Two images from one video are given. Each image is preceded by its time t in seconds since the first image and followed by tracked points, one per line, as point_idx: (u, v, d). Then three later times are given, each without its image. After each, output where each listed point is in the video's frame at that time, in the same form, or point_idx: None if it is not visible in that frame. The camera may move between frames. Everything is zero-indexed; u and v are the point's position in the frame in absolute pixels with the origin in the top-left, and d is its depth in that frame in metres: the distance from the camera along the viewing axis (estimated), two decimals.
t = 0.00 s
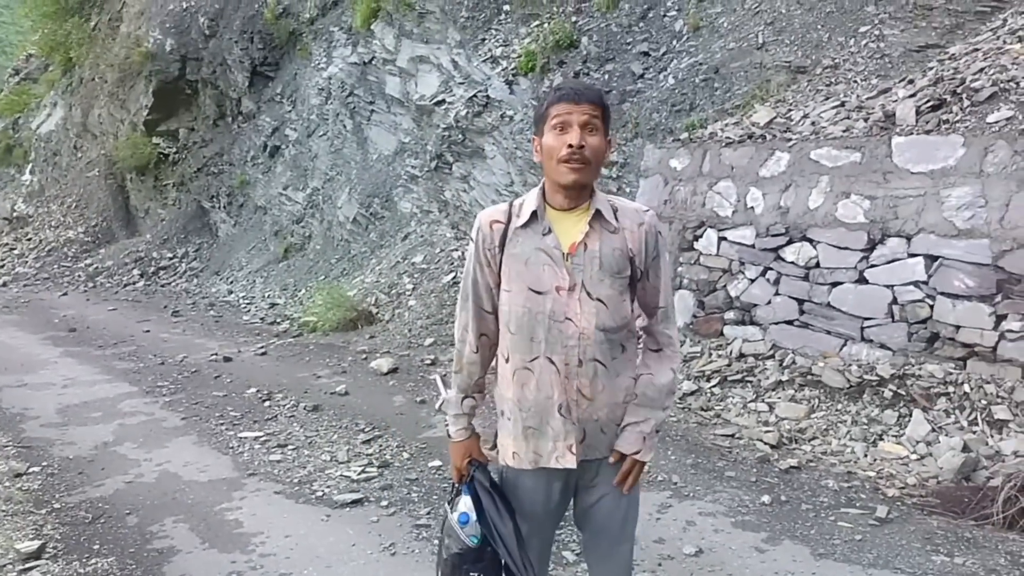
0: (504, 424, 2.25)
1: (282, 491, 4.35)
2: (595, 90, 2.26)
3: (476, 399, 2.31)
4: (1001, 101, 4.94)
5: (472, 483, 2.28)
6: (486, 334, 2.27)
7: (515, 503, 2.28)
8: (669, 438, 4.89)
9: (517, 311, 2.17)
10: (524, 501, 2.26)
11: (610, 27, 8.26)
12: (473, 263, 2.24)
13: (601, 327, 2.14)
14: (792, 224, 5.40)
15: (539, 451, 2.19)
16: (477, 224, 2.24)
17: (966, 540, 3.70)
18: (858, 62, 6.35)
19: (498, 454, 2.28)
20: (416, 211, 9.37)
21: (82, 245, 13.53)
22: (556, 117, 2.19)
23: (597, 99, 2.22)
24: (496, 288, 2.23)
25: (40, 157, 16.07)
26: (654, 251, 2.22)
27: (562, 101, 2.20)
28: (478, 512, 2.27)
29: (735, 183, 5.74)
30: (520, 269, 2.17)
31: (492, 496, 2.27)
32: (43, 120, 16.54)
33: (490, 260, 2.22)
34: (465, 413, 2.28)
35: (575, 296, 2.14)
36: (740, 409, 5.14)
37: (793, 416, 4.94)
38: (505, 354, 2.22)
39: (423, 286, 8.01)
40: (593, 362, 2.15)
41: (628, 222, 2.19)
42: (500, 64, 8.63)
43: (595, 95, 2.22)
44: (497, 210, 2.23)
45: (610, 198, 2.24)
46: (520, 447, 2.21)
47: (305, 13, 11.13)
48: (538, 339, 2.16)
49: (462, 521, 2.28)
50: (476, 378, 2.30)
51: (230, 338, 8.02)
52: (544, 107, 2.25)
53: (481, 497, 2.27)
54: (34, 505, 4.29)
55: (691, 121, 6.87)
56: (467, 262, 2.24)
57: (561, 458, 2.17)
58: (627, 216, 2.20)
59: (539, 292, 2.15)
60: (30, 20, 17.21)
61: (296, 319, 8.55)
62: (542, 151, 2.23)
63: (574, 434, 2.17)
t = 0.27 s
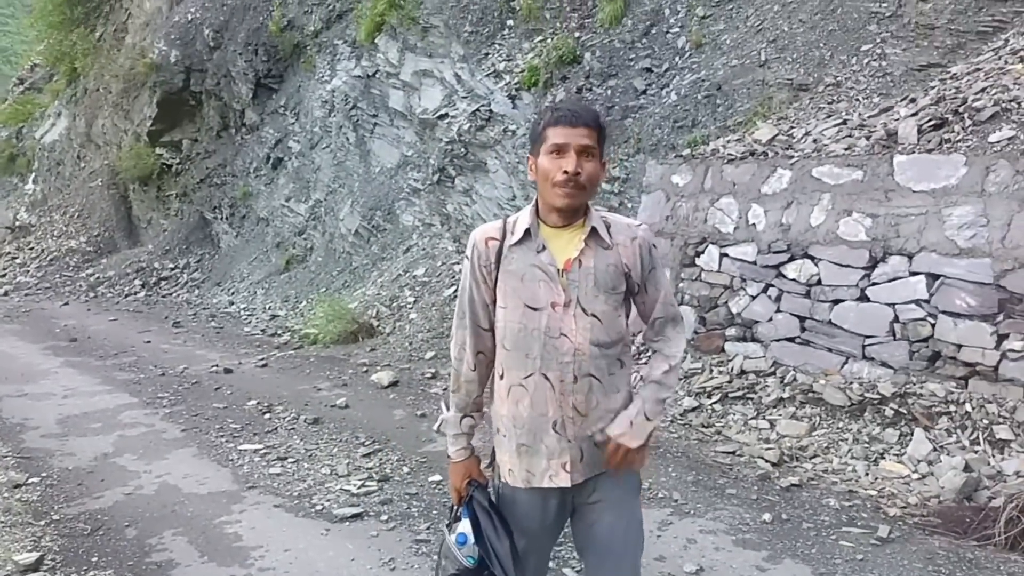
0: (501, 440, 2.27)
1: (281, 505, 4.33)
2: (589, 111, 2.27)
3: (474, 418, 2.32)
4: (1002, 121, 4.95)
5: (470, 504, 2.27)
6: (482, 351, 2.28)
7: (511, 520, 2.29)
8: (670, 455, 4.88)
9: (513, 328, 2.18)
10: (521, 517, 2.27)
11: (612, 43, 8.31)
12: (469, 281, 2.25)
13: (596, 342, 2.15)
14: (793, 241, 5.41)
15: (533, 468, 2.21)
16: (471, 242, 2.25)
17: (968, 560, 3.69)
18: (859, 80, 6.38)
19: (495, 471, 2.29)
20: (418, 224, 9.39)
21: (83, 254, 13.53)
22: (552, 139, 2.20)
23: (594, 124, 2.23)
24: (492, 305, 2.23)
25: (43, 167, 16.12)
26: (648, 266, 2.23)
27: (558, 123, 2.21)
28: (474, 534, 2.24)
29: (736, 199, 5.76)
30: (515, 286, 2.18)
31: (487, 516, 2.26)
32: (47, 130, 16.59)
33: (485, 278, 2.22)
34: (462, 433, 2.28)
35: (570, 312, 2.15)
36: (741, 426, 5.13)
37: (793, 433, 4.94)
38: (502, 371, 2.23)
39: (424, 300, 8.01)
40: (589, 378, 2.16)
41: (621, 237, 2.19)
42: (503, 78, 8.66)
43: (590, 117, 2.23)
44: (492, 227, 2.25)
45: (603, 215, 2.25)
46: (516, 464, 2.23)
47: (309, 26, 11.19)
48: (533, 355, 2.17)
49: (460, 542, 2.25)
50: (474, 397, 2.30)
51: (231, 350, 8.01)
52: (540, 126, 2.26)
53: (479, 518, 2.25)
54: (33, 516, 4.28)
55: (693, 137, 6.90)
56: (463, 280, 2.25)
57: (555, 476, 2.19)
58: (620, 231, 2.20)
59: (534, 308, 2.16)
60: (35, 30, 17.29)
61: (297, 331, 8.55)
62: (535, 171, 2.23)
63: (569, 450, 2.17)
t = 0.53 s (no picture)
0: (490, 450, 2.26)
1: (281, 514, 4.32)
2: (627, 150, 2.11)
3: (467, 431, 2.32)
4: (1003, 132, 4.96)
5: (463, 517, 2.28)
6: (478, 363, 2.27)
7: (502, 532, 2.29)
8: (670, 465, 4.87)
9: (511, 338, 2.18)
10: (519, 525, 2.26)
11: (614, 54, 8.35)
12: (466, 291, 2.23)
13: (592, 352, 2.17)
14: (794, 252, 5.41)
15: (527, 475, 2.21)
16: (470, 253, 2.23)
17: (969, 572, 3.67)
18: (860, 92, 6.40)
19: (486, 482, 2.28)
20: (419, 234, 9.40)
21: (85, 263, 13.55)
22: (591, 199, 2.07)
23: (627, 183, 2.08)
24: (489, 315, 2.23)
25: (45, 176, 16.16)
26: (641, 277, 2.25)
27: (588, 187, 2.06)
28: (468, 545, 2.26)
29: (738, 210, 5.77)
30: (514, 297, 2.18)
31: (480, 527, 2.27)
32: (50, 139, 16.66)
33: (483, 289, 2.22)
34: (456, 446, 2.29)
35: (569, 322, 2.16)
36: (742, 436, 5.12)
37: (795, 444, 4.93)
38: (496, 380, 2.22)
39: (425, 309, 8.01)
40: (585, 387, 2.18)
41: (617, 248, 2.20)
42: (505, 89, 8.70)
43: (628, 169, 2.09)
44: (491, 238, 2.23)
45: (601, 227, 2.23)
46: (509, 471, 2.22)
47: (312, 37, 11.25)
48: (531, 365, 2.18)
49: (447, 557, 2.26)
50: (467, 410, 2.29)
51: (231, 359, 8.01)
52: (577, 157, 2.09)
53: (472, 531, 2.27)
54: (32, 524, 4.27)
55: (695, 148, 6.91)
56: (460, 289, 2.24)
57: (547, 481, 2.20)
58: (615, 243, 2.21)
59: (533, 319, 2.17)
60: (39, 40, 17.39)
61: (297, 340, 8.55)
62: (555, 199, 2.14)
63: (564, 457, 2.19)
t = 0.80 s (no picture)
0: (485, 443, 2.25)
1: (277, 509, 4.32)
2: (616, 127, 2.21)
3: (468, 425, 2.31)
4: (1000, 126, 4.96)
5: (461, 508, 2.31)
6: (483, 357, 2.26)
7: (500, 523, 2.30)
8: (667, 459, 4.87)
9: (518, 335, 2.20)
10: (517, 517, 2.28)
11: (611, 49, 8.34)
12: (474, 286, 2.23)
13: (597, 352, 2.21)
14: (791, 246, 5.41)
15: (527, 466, 2.23)
16: (480, 247, 2.23)
17: (964, 564, 3.68)
18: (857, 86, 6.39)
19: (482, 474, 2.28)
20: (416, 230, 9.38)
21: (81, 259, 13.53)
22: (587, 167, 2.14)
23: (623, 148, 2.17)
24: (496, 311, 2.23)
25: (41, 172, 16.13)
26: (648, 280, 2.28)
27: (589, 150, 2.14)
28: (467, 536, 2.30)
29: (734, 204, 5.76)
30: (524, 295, 2.20)
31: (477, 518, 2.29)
32: (46, 135, 16.62)
33: (492, 285, 2.22)
34: (457, 439, 2.30)
35: (577, 322, 2.19)
36: (738, 430, 5.12)
37: (791, 438, 4.93)
38: (499, 375, 2.22)
39: (422, 305, 8.01)
40: (589, 387, 2.21)
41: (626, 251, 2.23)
42: (502, 84, 8.69)
43: (621, 140, 2.17)
44: (503, 234, 2.24)
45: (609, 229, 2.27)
46: (509, 464, 2.23)
47: (309, 32, 11.23)
48: (538, 363, 2.20)
49: (443, 549, 2.34)
50: (470, 404, 2.29)
51: (228, 355, 8.00)
52: (568, 139, 2.19)
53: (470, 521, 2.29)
54: (27, 521, 4.26)
55: (692, 142, 6.90)
56: (468, 284, 2.24)
57: (545, 472, 2.21)
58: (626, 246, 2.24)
59: (542, 317, 2.19)
60: (34, 36, 17.33)
61: (294, 336, 8.54)
62: (559, 188, 2.20)
63: (566, 453, 2.20)
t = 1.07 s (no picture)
0: (505, 444, 2.27)
1: (263, 514, 4.31)
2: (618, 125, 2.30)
3: (474, 415, 2.31)
4: (980, 124, 5.00)
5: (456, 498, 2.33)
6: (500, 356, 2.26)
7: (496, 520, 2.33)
8: (653, 459, 4.89)
9: (544, 340, 2.20)
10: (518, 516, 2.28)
11: (595, 50, 8.37)
12: (501, 287, 2.22)
13: (619, 361, 2.22)
14: (775, 245, 5.43)
15: (545, 472, 2.23)
16: (510, 250, 2.23)
17: (948, 559, 3.70)
18: (839, 85, 6.43)
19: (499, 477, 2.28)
20: (401, 232, 9.35)
21: (65, 265, 13.45)
22: (587, 163, 2.22)
23: (628, 142, 2.25)
24: (521, 314, 2.24)
25: (24, 177, 16.02)
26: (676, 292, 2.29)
27: (593, 148, 2.22)
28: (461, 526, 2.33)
29: (719, 204, 5.79)
30: (551, 299, 2.20)
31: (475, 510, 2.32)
32: (28, 140, 16.50)
33: (520, 287, 2.22)
34: (461, 428, 2.28)
35: (602, 330, 2.20)
36: (724, 429, 5.14)
37: (777, 435, 4.95)
38: (525, 378, 2.23)
39: (409, 307, 8.00)
40: (610, 396, 2.22)
41: (654, 262, 2.26)
42: (486, 85, 8.71)
43: (622, 136, 2.25)
44: (532, 236, 2.24)
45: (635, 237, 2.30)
46: (527, 468, 2.23)
47: (293, 35, 11.21)
48: (561, 368, 2.20)
49: (443, 535, 2.37)
50: (481, 397, 2.29)
51: (213, 360, 7.97)
52: (574, 145, 2.28)
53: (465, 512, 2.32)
54: (11, 530, 4.24)
55: (676, 142, 6.92)
56: (495, 282, 2.23)
57: (564, 479, 2.22)
58: (654, 256, 2.27)
59: (569, 323, 2.19)
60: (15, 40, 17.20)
61: (280, 340, 8.51)
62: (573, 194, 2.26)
63: (585, 459, 2.21)
